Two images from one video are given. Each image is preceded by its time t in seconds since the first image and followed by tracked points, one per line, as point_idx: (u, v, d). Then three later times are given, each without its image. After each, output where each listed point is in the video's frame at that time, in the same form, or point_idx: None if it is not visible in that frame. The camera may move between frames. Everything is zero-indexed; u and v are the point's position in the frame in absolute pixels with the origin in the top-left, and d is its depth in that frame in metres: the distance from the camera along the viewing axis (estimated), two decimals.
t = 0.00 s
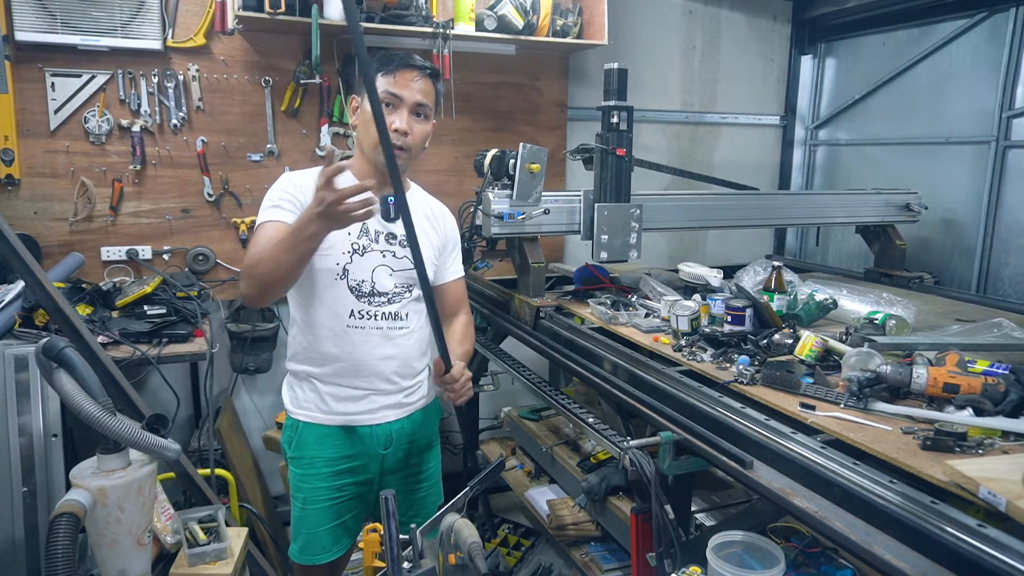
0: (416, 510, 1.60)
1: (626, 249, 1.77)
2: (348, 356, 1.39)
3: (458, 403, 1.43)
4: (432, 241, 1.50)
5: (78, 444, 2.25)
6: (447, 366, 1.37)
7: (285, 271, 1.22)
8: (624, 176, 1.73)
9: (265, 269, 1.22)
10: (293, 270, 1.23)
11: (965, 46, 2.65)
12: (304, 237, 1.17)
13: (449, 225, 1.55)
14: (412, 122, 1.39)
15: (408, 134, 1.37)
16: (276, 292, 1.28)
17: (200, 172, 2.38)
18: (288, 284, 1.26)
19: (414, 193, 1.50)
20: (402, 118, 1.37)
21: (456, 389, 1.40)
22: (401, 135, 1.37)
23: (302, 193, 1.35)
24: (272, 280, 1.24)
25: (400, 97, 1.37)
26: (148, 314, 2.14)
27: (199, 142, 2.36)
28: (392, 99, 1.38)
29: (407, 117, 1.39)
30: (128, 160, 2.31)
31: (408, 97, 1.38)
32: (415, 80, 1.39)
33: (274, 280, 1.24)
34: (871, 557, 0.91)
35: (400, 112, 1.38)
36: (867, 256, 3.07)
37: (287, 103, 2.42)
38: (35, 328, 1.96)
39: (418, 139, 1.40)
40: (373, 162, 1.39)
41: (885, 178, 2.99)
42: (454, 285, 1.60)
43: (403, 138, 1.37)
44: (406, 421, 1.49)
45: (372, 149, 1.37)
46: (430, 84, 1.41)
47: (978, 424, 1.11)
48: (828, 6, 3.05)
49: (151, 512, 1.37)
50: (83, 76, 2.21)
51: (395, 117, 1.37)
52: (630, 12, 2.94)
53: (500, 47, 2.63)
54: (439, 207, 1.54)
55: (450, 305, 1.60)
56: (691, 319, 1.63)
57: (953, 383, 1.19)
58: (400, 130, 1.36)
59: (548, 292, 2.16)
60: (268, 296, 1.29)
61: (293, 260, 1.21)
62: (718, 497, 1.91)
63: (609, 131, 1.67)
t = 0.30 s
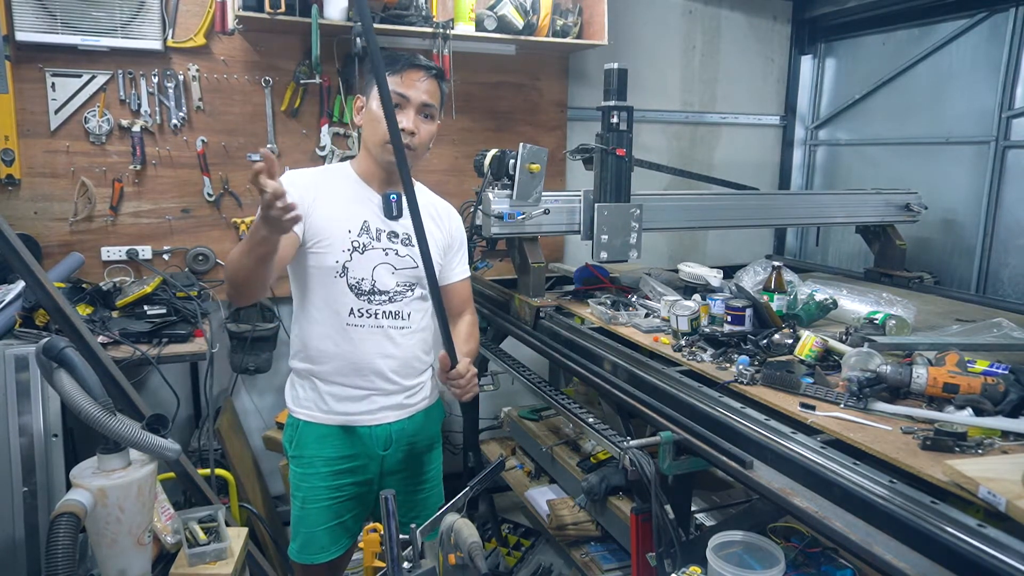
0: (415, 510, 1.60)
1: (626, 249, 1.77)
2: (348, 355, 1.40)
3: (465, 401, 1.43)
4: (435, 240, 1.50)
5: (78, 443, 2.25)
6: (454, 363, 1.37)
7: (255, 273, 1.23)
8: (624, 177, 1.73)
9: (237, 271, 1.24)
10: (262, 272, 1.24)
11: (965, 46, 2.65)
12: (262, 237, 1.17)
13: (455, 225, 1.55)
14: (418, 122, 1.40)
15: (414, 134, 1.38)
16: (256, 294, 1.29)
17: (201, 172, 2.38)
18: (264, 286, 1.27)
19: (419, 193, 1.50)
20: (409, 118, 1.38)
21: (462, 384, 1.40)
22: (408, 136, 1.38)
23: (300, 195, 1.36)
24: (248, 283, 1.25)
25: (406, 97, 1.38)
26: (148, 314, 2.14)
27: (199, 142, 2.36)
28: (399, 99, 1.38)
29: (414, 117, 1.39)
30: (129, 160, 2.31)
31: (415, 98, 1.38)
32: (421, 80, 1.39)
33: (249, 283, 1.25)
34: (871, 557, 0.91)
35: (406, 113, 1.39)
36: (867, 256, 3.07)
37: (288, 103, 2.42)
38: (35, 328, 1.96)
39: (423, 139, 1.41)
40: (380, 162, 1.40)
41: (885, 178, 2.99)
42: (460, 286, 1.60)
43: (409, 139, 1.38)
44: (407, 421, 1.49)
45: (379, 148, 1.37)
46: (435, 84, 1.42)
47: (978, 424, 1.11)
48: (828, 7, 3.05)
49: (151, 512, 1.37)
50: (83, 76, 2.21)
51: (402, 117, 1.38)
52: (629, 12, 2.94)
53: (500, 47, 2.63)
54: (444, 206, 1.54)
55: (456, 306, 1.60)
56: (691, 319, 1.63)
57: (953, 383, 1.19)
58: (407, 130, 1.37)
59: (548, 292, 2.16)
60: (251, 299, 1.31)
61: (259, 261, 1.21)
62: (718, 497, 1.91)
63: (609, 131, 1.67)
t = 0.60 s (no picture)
0: (417, 511, 1.59)
1: (626, 249, 1.77)
2: (351, 355, 1.40)
3: (460, 403, 1.42)
4: (438, 241, 1.50)
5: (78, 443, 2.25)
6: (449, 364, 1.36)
7: (261, 265, 1.22)
8: (625, 177, 1.73)
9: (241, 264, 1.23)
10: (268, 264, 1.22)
11: (965, 46, 2.65)
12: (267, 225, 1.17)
13: (459, 226, 1.55)
14: (432, 126, 1.40)
15: (429, 139, 1.39)
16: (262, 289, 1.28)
17: (200, 172, 2.38)
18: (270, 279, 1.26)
19: (424, 193, 1.50)
20: (424, 123, 1.38)
21: (457, 388, 1.39)
22: (424, 141, 1.38)
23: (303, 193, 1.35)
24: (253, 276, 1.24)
25: (420, 103, 1.38)
26: (148, 314, 2.14)
27: (199, 142, 2.36)
28: (414, 104, 1.39)
29: (428, 121, 1.39)
30: (128, 160, 2.31)
31: (428, 103, 1.39)
32: (430, 84, 1.40)
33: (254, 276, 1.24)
34: (871, 557, 0.91)
35: (422, 118, 1.39)
36: (867, 256, 3.07)
37: (288, 103, 2.42)
38: (35, 328, 1.96)
39: (437, 143, 1.42)
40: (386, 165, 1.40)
41: (886, 178, 2.99)
42: (463, 287, 1.60)
43: (425, 144, 1.38)
44: (410, 422, 1.49)
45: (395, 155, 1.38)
46: (445, 86, 1.42)
47: (978, 424, 1.11)
48: (828, 7, 3.05)
49: (151, 512, 1.37)
50: (83, 76, 2.21)
51: (417, 123, 1.38)
52: (630, 12, 2.94)
53: (500, 47, 2.63)
54: (448, 207, 1.54)
55: (459, 307, 1.60)
56: (691, 319, 1.63)
57: (953, 383, 1.19)
58: (422, 136, 1.37)
59: (548, 292, 2.16)
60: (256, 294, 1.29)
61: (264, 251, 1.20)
62: (718, 497, 1.91)
63: (609, 131, 1.67)
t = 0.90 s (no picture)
0: (419, 511, 1.59)
1: (626, 249, 1.77)
2: (355, 355, 1.40)
3: (458, 404, 1.43)
4: (442, 241, 1.50)
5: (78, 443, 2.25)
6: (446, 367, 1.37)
7: (276, 258, 1.22)
8: (624, 177, 1.73)
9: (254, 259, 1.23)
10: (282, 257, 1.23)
11: (965, 46, 2.65)
12: (287, 216, 1.17)
13: (461, 226, 1.55)
14: (439, 129, 1.41)
15: (437, 143, 1.39)
16: (273, 283, 1.28)
17: (200, 172, 2.38)
18: (282, 273, 1.26)
19: (427, 193, 1.50)
20: (433, 127, 1.38)
21: (456, 389, 1.40)
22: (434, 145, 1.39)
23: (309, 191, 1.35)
24: (267, 270, 1.24)
25: (428, 106, 1.38)
26: (148, 314, 2.14)
27: (199, 142, 2.36)
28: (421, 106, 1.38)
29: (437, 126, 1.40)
30: (128, 160, 2.31)
31: (436, 106, 1.39)
32: (432, 84, 1.40)
33: (267, 270, 1.24)
34: (871, 557, 0.91)
35: (430, 121, 1.39)
36: (867, 256, 3.07)
37: (288, 103, 2.42)
38: (35, 328, 1.96)
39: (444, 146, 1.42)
40: (394, 167, 1.40)
41: (886, 177, 2.99)
42: (465, 287, 1.60)
43: (432, 148, 1.39)
44: (412, 422, 1.49)
45: (403, 158, 1.38)
46: (451, 89, 1.43)
47: (978, 424, 1.11)
48: (828, 6, 3.05)
49: (151, 512, 1.37)
50: (83, 76, 2.21)
51: (425, 126, 1.38)
52: (630, 12, 2.94)
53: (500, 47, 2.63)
54: (451, 207, 1.54)
55: (461, 306, 1.60)
56: (691, 319, 1.63)
57: (953, 383, 1.19)
58: (430, 140, 1.38)
59: (548, 292, 2.16)
60: (266, 289, 1.29)
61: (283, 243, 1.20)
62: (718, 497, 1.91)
63: (609, 131, 1.67)
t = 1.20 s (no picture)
0: (421, 511, 1.59)
1: (626, 249, 1.77)
2: (358, 354, 1.40)
3: (452, 407, 1.45)
4: (444, 241, 1.50)
5: (78, 443, 2.25)
6: (439, 370, 1.40)
7: (285, 254, 1.23)
8: (624, 176, 1.73)
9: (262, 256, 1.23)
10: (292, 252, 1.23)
11: (965, 46, 2.65)
12: (297, 210, 1.17)
13: (463, 226, 1.55)
14: (441, 129, 1.41)
15: (439, 143, 1.39)
16: (280, 280, 1.28)
17: (200, 172, 2.38)
18: (289, 270, 1.27)
19: (429, 192, 1.50)
20: (435, 127, 1.38)
21: (449, 393, 1.42)
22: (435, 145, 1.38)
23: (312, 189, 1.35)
24: (275, 266, 1.24)
25: (431, 106, 1.38)
26: (148, 314, 2.14)
27: (200, 142, 2.36)
28: (422, 105, 1.38)
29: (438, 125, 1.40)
30: (128, 160, 2.31)
31: (438, 106, 1.38)
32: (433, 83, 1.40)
33: (275, 266, 1.24)
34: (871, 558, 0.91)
35: (432, 121, 1.39)
36: (867, 256, 3.07)
37: (288, 103, 2.43)
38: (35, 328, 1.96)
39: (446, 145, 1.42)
40: (396, 167, 1.41)
41: (886, 177, 2.99)
42: (467, 287, 1.60)
43: (434, 148, 1.38)
44: (414, 422, 1.49)
45: (404, 158, 1.38)
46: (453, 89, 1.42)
47: (978, 424, 1.11)
48: (828, 6, 3.05)
49: (151, 512, 1.37)
50: (83, 76, 2.21)
51: (428, 126, 1.37)
52: (630, 11, 2.94)
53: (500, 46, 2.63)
54: (453, 207, 1.54)
55: (462, 306, 1.61)
56: (691, 319, 1.62)
57: (953, 382, 1.19)
58: (432, 140, 1.37)
59: (548, 292, 2.16)
60: (273, 286, 1.29)
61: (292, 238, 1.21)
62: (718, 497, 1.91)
63: (609, 131, 1.67)
